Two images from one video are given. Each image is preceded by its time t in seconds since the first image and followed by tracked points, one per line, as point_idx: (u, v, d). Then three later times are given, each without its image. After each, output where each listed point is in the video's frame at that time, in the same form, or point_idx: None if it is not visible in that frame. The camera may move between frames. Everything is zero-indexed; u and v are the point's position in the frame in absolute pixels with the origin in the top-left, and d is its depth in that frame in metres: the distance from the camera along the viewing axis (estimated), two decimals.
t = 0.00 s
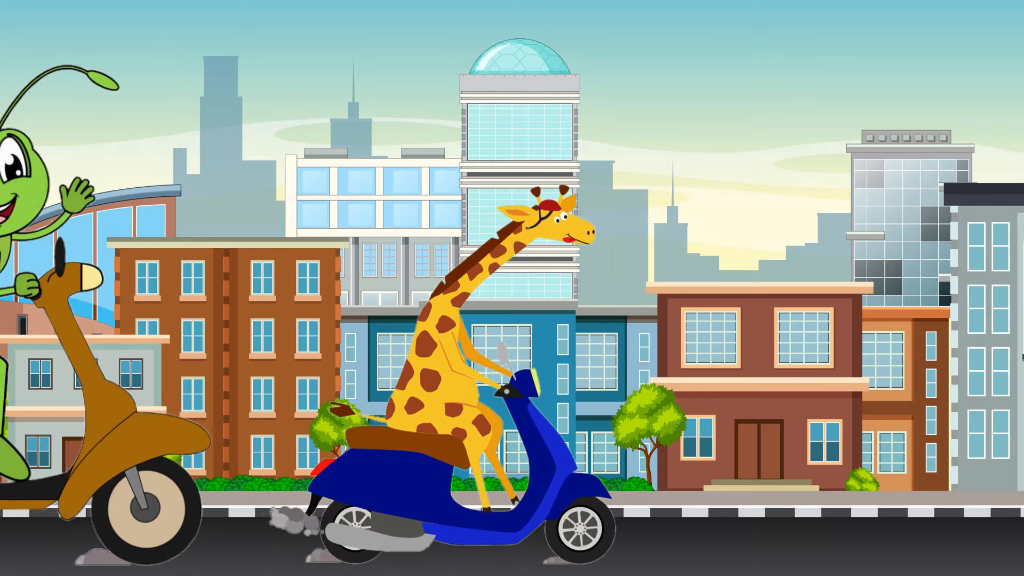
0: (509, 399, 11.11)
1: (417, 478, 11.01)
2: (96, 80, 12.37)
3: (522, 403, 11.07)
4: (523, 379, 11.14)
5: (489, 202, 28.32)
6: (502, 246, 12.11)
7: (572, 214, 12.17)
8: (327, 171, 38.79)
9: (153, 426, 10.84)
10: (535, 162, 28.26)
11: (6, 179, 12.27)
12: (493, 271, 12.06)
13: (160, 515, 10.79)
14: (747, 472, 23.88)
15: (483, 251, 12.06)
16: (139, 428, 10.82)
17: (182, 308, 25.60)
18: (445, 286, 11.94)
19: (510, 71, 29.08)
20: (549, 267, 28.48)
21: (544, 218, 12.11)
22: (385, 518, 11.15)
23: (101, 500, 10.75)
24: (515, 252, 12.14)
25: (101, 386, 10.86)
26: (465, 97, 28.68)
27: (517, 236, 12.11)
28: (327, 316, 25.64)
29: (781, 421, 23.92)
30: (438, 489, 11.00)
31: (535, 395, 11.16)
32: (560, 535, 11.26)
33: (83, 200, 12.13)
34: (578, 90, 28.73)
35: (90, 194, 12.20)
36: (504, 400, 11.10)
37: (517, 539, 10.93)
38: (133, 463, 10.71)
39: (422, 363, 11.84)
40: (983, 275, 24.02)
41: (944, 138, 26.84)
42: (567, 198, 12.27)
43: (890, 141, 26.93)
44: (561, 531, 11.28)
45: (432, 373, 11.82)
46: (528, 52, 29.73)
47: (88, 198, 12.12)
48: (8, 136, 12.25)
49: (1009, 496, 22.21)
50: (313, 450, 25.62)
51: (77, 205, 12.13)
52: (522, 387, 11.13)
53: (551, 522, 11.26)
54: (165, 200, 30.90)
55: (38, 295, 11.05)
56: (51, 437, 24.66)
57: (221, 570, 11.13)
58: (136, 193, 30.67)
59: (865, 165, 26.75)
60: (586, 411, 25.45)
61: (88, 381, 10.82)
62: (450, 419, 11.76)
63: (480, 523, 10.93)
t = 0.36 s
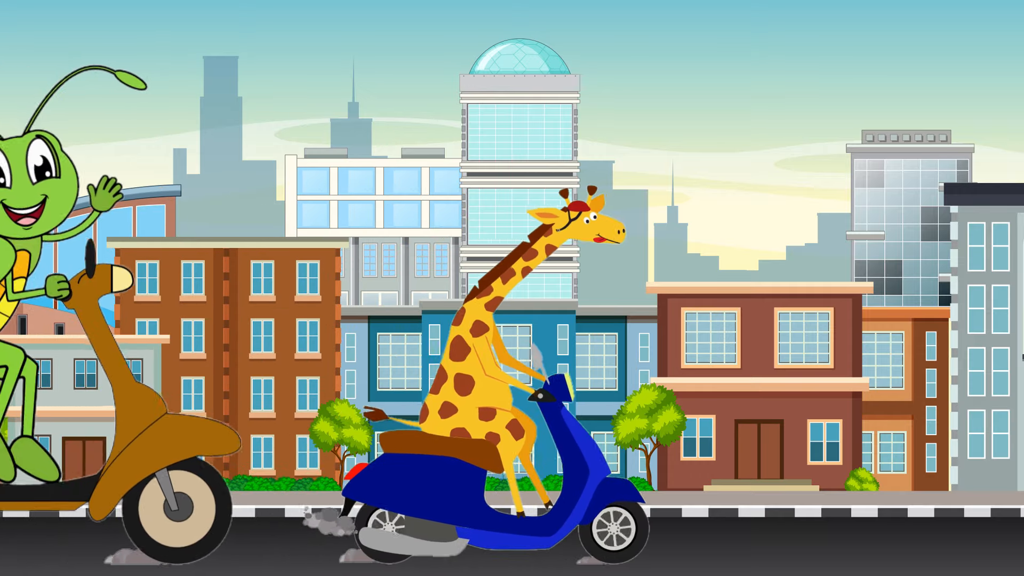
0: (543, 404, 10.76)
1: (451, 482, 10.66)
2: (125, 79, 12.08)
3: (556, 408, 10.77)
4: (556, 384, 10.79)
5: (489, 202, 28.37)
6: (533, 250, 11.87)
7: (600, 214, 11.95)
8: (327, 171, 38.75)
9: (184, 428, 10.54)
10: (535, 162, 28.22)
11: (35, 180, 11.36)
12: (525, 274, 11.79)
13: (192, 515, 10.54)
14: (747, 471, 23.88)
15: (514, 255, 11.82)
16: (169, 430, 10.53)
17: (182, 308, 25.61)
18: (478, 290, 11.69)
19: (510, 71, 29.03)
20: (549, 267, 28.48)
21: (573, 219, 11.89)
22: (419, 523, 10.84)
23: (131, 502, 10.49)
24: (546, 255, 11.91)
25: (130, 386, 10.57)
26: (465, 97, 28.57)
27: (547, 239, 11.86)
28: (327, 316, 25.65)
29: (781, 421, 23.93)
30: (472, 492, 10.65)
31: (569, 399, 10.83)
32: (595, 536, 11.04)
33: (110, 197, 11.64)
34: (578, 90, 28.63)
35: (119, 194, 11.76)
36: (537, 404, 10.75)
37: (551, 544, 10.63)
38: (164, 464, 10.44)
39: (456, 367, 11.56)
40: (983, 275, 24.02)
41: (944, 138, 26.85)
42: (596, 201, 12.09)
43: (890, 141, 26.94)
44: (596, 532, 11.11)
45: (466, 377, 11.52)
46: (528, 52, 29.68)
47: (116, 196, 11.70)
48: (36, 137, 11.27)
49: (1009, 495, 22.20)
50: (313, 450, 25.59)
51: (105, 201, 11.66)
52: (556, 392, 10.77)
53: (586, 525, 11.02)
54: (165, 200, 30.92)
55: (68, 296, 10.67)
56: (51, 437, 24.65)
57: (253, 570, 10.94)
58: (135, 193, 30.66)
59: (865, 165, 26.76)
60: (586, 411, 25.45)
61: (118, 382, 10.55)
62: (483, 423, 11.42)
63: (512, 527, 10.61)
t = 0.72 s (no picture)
0: (577, 401, 10.63)
1: (484, 480, 10.40)
2: (147, 78, 11.77)
3: (589, 405, 10.61)
4: (591, 382, 10.63)
5: (489, 202, 28.36)
6: (565, 246, 11.66)
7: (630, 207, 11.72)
8: (327, 171, 38.76)
9: (215, 430, 10.29)
10: (535, 162, 28.17)
11: (63, 183, 10.98)
12: (558, 271, 11.59)
13: (223, 515, 10.27)
14: (747, 472, 23.87)
15: (547, 252, 11.61)
16: (200, 432, 10.27)
17: (182, 308, 25.62)
18: (512, 287, 11.37)
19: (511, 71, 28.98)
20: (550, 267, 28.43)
21: (603, 214, 11.63)
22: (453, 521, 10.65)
23: (162, 504, 10.23)
24: (578, 251, 11.71)
25: (160, 389, 10.33)
26: (465, 97, 28.46)
27: (579, 235, 11.65)
28: (327, 316, 25.65)
29: (781, 421, 23.93)
30: (505, 490, 10.39)
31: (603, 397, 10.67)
32: (629, 535, 10.60)
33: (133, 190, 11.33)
34: (578, 90, 28.55)
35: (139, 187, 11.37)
36: (572, 401, 10.62)
37: (584, 542, 10.40)
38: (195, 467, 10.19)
39: (490, 365, 11.19)
40: (983, 275, 24.01)
41: (944, 138, 26.84)
42: (622, 193, 11.85)
43: (890, 141, 26.95)
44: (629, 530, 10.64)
45: (500, 375, 11.18)
46: (528, 52, 29.64)
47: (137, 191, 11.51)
48: (62, 139, 10.88)
49: (1009, 495, 22.21)
50: (313, 450, 25.59)
51: (129, 194, 11.35)
52: (590, 390, 10.63)
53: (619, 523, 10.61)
54: (165, 200, 30.93)
55: (99, 300, 10.43)
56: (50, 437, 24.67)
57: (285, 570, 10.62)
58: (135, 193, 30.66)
59: (865, 165, 26.76)
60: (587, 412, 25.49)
61: (148, 384, 10.33)
62: (517, 421, 11.12)
63: (546, 525, 10.39)
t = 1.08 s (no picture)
0: (610, 400, 10.46)
1: (519, 479, 10.29)
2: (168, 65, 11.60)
3: (623, 405, 10.41)
4: (624, 380, 10.45)
5: (489, 202, 28.32)
6: (598, 245, 11.69)
7: (661, 205, 11.83)
8: (327, 171, 38.80)
9: (246, 424, 10.04)
10: (535, 162, 28.11)
11: (89, 174, 10.96)
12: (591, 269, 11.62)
13: (254, 515, 9.99)
14: (747, 471, 23.87)
15: (580, 251, 11.62)
16: (231, 426, 10.04)
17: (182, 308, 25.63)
18: (546, 286, 11.43)
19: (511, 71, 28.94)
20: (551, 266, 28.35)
21: (636, 211, 11.69)
22: (486, 519, 10.48)
23: (192, 498, 9.97)
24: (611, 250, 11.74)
25: (191, 381, 10.10)
26: (465, 96, 28.42)
27: (612, 233, 11.66)
28: (327, 316, 25.65)
29: (781, 421, 23.94)
30: (539, 488, 10.27)
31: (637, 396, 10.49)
32: (662, 535, 10.48)
33: (168, 188, 11.24)
34: (578, 90, 28.54)
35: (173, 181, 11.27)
36: (605, 401, 10.47)
37: (618, 540, 10.20)
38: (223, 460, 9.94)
39: (525, 364, 11.29)
40: (983, 275, 23.98)
41: (944, 138, 26.82)
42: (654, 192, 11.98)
43: (890, 141, 26.94)
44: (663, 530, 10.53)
45: (534, 374, 11.26)
46: (528, 52, 29.61)
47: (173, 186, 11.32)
48: (86, 131, 10.90)
49: (1009, 495, 22.18)
50: (313, 450, 25.61)
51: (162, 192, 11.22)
52: (624, 388, 10.45)
53: (653, 522, 10.49)
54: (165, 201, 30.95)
55: (129, 292, 10.29)
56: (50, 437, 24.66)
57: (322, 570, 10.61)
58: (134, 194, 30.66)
59: (865, 165, 26.76)
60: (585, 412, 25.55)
61: (180, 377, 10.09)
62: (551, 419, 11.19)
63: (580, 524, 10.23)
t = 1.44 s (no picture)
0: (644, 405, 10.14)
1: (551, 483, 10.07)
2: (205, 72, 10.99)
3: (657, 409, 10.15)
4: (658, 384, 10.14)
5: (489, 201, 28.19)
6: (634, 250, 11.04)
7: (702, 214, 11.09)
8: (327, 171, 38.81)
9: (275, 427, 9.77)
10: (535, 162, 28.06)
11: (121, 178, 10.32)
12: (626, 275, 11.00)
13: (282, 514, 9.82)
14: (747, 471, 23.86)
15: (615, 255, 11.01)
16: (262, 430, 9.78)
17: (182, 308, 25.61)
18: (579, 290, 10.91)
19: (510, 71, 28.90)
20: (550, 266, 28.31)
21: (675, 219, 11.00)
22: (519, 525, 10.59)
23: (223, 502, 9.81)
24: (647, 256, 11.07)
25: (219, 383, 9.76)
26: (465, 96, 28.39)
27: (648, 240, 11.04)
28: (327, 316, 25.67)
29: (781, 421, 23.93)
30: (573, 493, 10.05)
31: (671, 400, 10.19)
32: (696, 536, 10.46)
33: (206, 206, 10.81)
34: (578, 90, 28.52)
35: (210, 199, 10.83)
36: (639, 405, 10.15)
37: (652, 545, 10.01)
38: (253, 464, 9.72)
39: (557, 369, 10.74)
40: (983, 275, 23.98)
41: (944, 138, 26.82)
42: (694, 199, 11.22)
43: (890, 141, 26.97)
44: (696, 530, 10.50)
45: (567, 380, 10.71)
46: (528, 52, 29.59)
47: (211, 202, 10.80)
48: (120, 135, 10.26)
49: (1009, 495, 22.18)
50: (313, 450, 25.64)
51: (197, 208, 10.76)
52: (658, 393, 10.14)
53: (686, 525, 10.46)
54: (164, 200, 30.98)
55: (160, 296, 9.78)
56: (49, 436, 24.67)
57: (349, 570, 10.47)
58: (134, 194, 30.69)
59: (865, 165, 26.78)
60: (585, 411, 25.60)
61: (209, 381, 9.77)
62: (584, 424, 10.62)
63: (614, 528, 10.03)
